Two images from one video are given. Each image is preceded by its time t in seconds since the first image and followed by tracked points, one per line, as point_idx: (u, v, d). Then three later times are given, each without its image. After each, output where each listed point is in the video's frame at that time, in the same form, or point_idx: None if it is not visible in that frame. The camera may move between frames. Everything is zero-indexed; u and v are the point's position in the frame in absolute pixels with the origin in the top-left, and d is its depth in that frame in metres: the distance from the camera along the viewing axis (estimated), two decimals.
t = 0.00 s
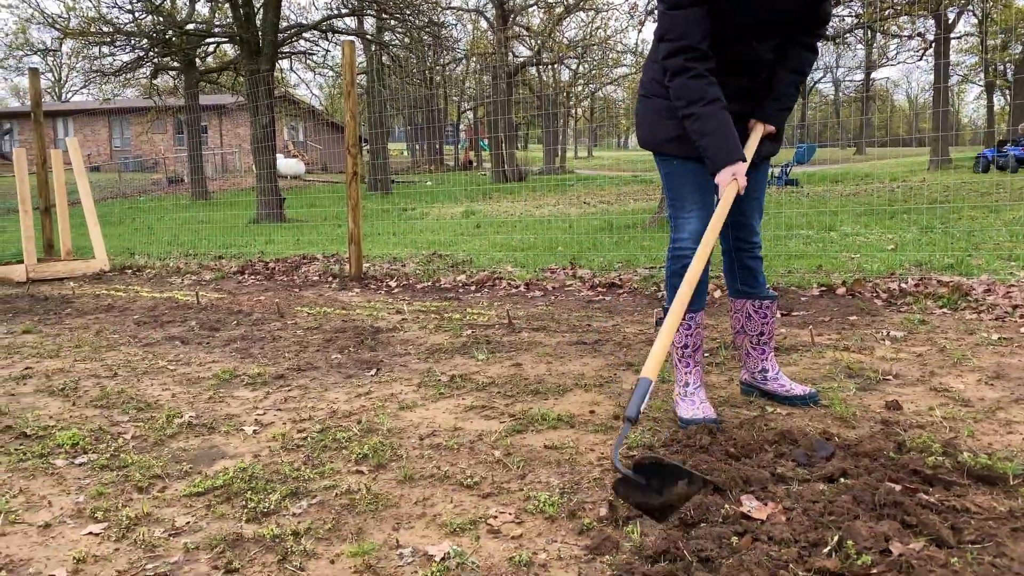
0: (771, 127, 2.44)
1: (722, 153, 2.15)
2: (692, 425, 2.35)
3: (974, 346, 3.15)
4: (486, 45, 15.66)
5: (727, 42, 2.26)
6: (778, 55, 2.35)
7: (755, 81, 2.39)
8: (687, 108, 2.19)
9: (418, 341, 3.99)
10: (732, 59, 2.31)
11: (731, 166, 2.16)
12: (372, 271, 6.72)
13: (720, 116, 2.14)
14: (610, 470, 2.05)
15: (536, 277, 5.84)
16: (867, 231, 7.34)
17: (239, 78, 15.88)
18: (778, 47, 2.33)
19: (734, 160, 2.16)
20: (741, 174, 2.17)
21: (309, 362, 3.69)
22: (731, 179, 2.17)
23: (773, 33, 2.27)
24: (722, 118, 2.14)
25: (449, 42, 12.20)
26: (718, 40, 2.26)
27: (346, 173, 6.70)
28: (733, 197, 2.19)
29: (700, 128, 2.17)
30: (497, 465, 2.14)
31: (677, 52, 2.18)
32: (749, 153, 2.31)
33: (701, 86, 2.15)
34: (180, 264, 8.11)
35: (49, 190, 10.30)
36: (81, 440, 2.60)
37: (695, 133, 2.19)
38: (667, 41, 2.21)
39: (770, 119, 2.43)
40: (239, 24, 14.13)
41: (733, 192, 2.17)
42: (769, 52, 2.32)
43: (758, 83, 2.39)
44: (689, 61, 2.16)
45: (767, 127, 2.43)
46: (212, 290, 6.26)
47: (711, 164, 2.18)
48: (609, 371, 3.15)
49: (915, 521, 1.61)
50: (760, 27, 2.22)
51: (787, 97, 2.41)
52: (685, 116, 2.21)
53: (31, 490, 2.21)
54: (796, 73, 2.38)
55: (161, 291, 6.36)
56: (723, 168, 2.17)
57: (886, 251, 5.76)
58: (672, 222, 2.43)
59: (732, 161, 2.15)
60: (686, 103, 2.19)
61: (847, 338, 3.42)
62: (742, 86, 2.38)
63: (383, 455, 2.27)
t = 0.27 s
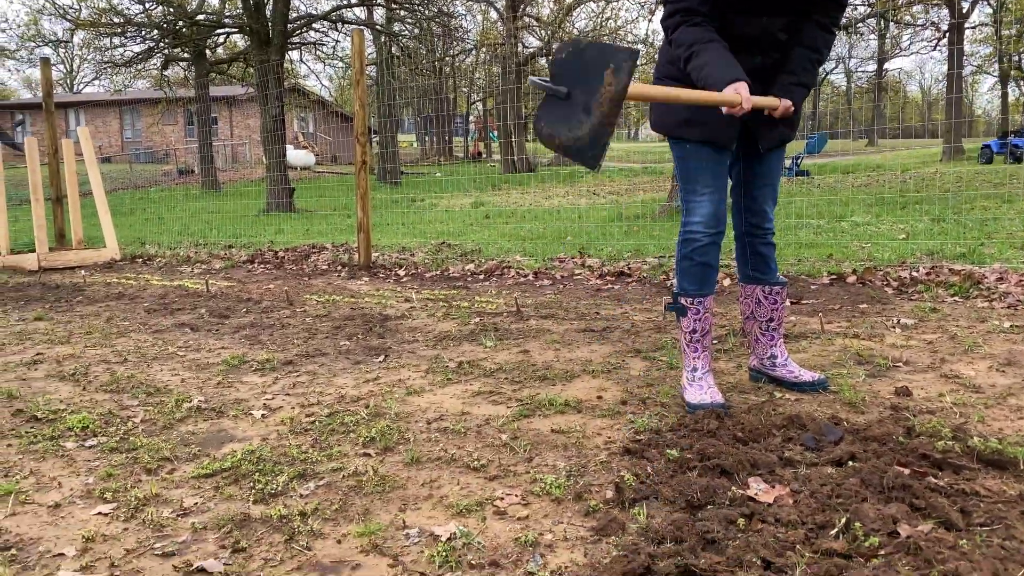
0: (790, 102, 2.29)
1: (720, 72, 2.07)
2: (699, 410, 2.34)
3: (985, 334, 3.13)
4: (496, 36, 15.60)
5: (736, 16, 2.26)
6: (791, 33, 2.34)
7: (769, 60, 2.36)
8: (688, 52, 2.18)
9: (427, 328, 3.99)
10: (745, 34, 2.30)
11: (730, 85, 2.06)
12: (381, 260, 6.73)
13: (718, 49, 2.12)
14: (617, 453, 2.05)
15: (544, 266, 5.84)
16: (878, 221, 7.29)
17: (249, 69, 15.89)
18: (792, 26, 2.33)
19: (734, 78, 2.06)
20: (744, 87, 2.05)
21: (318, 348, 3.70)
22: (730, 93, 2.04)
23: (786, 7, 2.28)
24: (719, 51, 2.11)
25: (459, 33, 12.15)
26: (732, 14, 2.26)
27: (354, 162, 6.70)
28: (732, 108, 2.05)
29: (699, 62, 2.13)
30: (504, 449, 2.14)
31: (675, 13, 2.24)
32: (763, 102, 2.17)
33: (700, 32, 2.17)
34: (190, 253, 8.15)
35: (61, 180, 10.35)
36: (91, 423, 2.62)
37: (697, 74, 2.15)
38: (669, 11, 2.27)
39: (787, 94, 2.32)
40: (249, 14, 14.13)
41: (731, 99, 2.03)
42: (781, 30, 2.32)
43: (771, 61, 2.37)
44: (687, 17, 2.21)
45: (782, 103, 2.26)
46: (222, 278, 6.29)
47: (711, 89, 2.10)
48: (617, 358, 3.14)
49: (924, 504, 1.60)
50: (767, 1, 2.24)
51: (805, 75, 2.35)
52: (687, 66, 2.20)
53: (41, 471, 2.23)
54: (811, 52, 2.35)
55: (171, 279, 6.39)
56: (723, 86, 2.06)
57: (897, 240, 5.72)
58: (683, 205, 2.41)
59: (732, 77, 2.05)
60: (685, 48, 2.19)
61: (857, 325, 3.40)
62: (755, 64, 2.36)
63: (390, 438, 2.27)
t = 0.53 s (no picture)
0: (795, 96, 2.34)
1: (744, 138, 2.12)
2: (705, 391, 2.34)
3: (995, 318, 3.11)
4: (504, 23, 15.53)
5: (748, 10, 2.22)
6: (802, 24, 2.32)
7: (778, 49, 2.34)
8: (712, 88, 2.15)
9: (433, 313, 3.99)
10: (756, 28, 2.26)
11: (749, 154, 2.15)
12: (388, 246, 6.74)
13: (744, 96, 2.11)
14: (622, 434, 2.05)
15: (551, 252, 5.83)
16: (888, 208, 7.24)
17: (256, 57, 15.87)
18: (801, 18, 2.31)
19: (752, 148, 2.14)
20: (758, 162, 2.16)
21: (325, 332, 3.71)
22: (745, 168, 2.16)
23: None
24: (745, 103, 2.10)
25: (466, 20, 12.09)
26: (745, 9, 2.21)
27: (362, 148, 6.69)
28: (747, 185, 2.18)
29: (724, 110, 2.13)
30: (509, 429, 2.14)
31: (707, 28, 2.12)
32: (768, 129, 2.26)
33: (730, 68, 2.11)
34: (198, 241, 8.17)
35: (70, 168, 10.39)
36: (99, 404, 2.63)
37: (717, 113, 2.16)
38: (697, 19, 2.15)
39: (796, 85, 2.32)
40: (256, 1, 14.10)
41: (749, 181, 2.16)
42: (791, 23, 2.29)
43: (779, 50, 2.34)
44: (717, 40, 2.11)
45: (787, 98, 2.33)
46: (231, 264, 6.31)
47: (730, 148, 2.17)
48: (623, 341, 3.15)
49: (929, 483, 1.60)
50: None
51: (813, 63, 2.31)
52: (710, 96, 2.18)
53: (50, 451, 2.25)
54: (820, 43, 2.31)
55: (180, 265, 6.41)
56: (741, 155, 2.15)
57: (906, 226, 5.69)
58: (692, 186, 2.41)
59: (750, 149, 2.14)
60: (711, 80, 2.15)
61: (865, 310, 3.39)
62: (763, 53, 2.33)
63: (396, 419, 2.28)
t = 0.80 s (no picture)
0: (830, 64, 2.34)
1: (757, 78, 2.09)
2: (711, 375, 2.34)
3: (1003, 304, 3.09)
4: (510, 9, 15.45)
5: None
6: None
7: (808, 27, 2.33)
8: (720, 43, 2.14)
9: (440, 299, 4.00)
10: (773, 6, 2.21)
11: (768, 90, 2.11)
12: (395, 233, 6.74)
13: (753, 43, 2.09)
14: (628, 416, 2.05)
15: (558, 239, 5.82)
16: (896, 194, 7.20)
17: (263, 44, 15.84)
18: None
19: (770, 83, 2.11)
20: (780, 93, 2.12)
21: (332, 317, 3.72)
22: (767, 101, 2.12)
23: None
24: (755, 48, 2.09)
25: (473, 6, 12.03)
26: None
27: (368, 135, 6.68)
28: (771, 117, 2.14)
29: (732, 58, 2.13)
30: (516, 412, 2.15)
31: None
32: (797, 86, 2.26)
33: (732, 20, 2.11)
34: (205, 227, 8.18)
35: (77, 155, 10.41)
36: (108, 387, 2.65)
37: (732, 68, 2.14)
38: None
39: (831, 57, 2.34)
40: None
41: (772, 110, 2.12)
42: None
43: (810, 27, 2.34)
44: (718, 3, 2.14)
45: (826, 67, 2.34)
46: (238, 251, 6.32)
47: (748, 91, 2.14)
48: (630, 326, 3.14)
49: (936, 466, 1.60)
50: None
51: (848, 33, 2.32)
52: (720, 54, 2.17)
53: (60, 433, 2.26)
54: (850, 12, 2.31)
55: (187, 251, 6.42)
56: (760, 92, 2.12)
57: (915, 213, 5.65)
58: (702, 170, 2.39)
59: (767, 83, 2.10)
60: (717, 39, 2.15)
61: (872, 296, 3.38)
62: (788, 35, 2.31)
63: (403, 402, 2.29)
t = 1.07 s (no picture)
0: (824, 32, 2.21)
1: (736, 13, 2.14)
2: (721, 365, 2.34)
3: (1015, 294, 3.07)
4: None
5: None
6: None
7: None
8: None
9: (448, 288, 4.00)
10: None
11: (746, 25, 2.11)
12: (402, 222, 6.74)
13: None
14: (638, 406, 2.05)
15: (566, 228, 5.81)
16: (906, 184, 7.15)
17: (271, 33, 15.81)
18: None
19: (748, 20, 2.12)
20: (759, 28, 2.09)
21: (341, 306, 3.73)
22: (745, 33, 2.09)
23: None
24: None
25: None
26: None
27: (376, 123, 6.65)
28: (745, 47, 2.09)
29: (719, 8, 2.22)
30: (525, 401, 2.15)
31: None
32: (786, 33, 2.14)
33: None
34: (213, 216, 8.20)
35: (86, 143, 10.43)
36: (119, 375, 2.67)
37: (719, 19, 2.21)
38: None
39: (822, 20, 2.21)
40: None
41: (749, 39, 2.08)
42: None
43: None
44: None
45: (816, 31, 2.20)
46: (246, 239, 6.33)
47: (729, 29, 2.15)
48: (638, 316, 3.14)
49: (947, 457, 1.59)
50: None
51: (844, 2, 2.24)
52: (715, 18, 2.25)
53: (72, 420, 2.28)
54: None
55: (196, 240, 6.44)
56: (739, 28, 2.12)
57: (925, 203, 5.62)
58: (716, 159, 2.38)
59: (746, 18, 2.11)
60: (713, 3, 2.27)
61: (882, 286, 3.36)
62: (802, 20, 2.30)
63: (413, 390, 2.30)
